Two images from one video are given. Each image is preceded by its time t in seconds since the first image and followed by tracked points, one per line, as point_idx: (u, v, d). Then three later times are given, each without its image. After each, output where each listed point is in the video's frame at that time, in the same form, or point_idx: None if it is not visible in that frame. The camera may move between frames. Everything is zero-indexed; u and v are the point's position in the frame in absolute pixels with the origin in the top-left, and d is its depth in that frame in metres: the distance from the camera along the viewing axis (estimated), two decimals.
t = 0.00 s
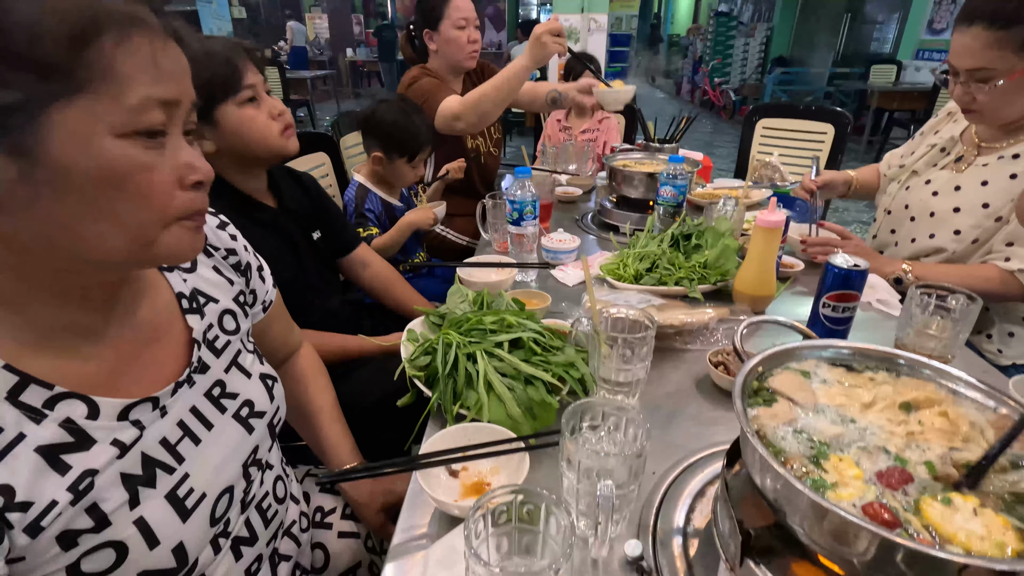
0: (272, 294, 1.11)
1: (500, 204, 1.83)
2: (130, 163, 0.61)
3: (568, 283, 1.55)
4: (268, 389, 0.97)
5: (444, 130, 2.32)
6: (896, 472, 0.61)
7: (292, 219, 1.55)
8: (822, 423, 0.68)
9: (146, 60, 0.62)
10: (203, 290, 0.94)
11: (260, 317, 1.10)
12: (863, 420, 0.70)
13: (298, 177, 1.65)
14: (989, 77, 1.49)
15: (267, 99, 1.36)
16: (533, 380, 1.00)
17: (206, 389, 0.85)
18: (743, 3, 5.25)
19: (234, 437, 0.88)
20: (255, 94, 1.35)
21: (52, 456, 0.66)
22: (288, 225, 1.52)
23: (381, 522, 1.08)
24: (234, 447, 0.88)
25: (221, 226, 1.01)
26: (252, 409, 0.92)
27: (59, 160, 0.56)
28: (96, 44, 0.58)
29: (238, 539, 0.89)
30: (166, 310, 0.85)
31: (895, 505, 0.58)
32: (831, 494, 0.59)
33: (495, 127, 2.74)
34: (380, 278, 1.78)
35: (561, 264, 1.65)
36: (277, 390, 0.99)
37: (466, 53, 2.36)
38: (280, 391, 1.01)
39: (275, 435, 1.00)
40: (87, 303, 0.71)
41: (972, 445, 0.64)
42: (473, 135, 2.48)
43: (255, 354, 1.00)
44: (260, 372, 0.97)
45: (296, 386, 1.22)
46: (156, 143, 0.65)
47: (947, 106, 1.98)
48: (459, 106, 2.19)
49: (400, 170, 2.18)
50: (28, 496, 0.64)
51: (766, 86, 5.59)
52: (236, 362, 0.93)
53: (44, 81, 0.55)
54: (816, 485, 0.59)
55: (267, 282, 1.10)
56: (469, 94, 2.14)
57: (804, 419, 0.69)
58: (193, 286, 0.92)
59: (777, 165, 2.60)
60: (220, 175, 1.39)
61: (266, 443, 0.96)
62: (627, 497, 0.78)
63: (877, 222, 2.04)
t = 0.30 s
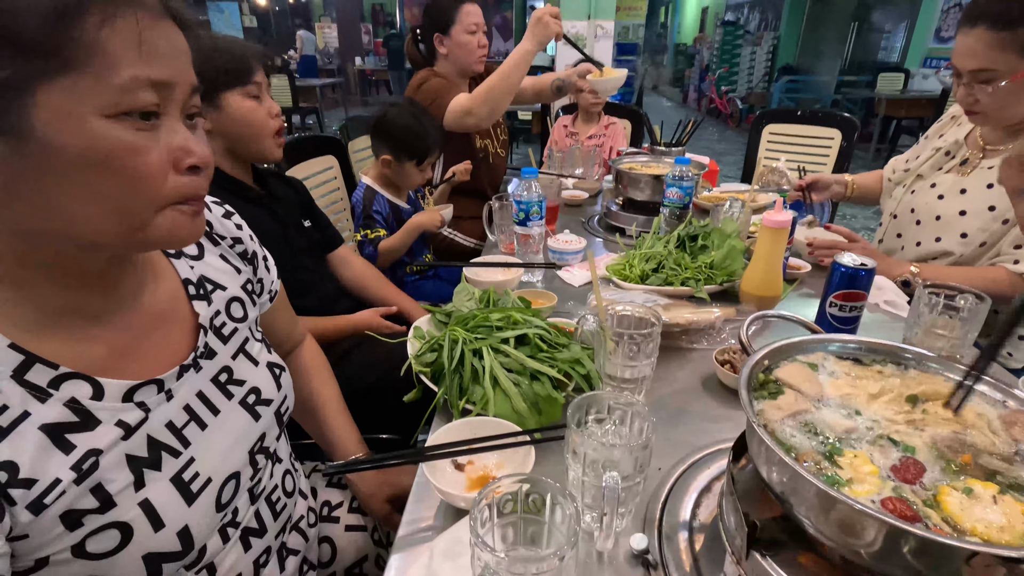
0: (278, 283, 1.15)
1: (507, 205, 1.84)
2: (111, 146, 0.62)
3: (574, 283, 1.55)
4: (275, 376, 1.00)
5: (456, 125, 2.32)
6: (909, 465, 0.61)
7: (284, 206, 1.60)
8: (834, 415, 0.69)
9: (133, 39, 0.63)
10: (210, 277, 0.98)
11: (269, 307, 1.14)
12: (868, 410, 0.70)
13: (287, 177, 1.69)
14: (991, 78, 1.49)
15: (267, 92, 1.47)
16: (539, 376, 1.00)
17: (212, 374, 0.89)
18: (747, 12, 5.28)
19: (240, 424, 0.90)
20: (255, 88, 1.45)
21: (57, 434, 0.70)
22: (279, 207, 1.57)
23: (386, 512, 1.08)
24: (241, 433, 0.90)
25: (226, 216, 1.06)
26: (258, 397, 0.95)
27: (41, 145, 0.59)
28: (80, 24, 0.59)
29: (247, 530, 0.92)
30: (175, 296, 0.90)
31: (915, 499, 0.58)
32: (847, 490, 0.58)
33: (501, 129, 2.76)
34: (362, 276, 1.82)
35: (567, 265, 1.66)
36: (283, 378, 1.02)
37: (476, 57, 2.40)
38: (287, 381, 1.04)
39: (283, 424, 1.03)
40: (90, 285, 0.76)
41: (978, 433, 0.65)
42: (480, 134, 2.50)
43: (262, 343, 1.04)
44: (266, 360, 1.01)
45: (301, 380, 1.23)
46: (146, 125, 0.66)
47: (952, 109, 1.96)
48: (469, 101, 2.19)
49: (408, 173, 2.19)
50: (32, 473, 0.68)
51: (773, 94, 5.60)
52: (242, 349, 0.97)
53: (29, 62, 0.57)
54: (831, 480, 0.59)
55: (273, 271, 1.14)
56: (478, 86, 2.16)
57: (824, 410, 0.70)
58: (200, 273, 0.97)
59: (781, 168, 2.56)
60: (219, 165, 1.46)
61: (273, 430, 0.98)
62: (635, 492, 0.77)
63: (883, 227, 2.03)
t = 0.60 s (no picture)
0: (288, 285, 1.18)
1: (516, 214, 1.86)
2: (129, 152, 0.64)
3: (583, 292, 1.56)
4: (289, 379, 1.03)
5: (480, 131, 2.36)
6: (917, 474, 0.61)
7: (301, 214, 1.63)
8: (842, 422, 0.69)
9: (152, 46, 0.65)
10: (226, 279, 1.01)
11: (282, 309, 1.16)
12: (880, 419, 0.70)
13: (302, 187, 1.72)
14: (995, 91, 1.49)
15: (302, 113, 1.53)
16: (550, 384, 1.01)
17: (228, 375, 0.91)
18: (754, 20, 5.52)
19: (254, 424, 0.92)
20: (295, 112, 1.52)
21: (78, 432, 0.72)
22: (296, 213, 1.60)
23: (390, 516, 1.13)
24: (255, 433, 0.92)
25: (238, 220, 1.09)
26: (273, 398, 0.97)
27: (62, 150, 0.61)
28: (103, 33, 0.61)
29: (263, 535, 0.94)
30: (192, 299, 0.93)
31: (922, 506, 0.58)
32: (857, 496, 0.59)
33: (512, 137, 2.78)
34: (371, 280, 1.87)
35: (576, 273, 1.67)
36: (298, 380, 1.05)
37: (492, 66, 2.52)
38: (301, 383, 1.06)
39: (297, 425, 1.05)
40: (113, 289, 0.79)
41: (990, 443, 0.65)
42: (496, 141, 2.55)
43: (278, 346, 1.06)
44: (281, 362, 1.03)
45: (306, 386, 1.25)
46: (161, 133, 0.68)
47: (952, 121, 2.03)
48: (498, 107, 2.29)
49: (416, 181, 2.22)
50: (54, 469, 0.69)
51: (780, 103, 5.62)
52: (258, 351, 0.99)
53: (51, 70, 0.59)
54: (841, 486, 0.60)
55: (282, 274, 1.18)
56: (508, 94, 2.28)
57: (832, 417, 0.70)
58: (216, 275, 1.00)
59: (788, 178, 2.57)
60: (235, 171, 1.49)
61: (288, 431, 1.00)
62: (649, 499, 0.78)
63: (888, 239, 2.04)
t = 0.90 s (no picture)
0: (293, 294, 1.17)
1: (526, 223, 1.85)
2: (188, 172, 0.70)
3: (594, 302, 1.55)
4: (294, 387, 1.02)
5: (491, 142, 2.40)
6: (951, 501, 0.60)
7: (307, 224, 1.64)
8: (872, 446, 0.67)
9: (207, 81, 0.73)
10: (229, 287, 1.01)
11: (287, 318, 1.15)
12: (909, 442, 0.69)
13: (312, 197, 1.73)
14: (1005, 104, 1.49)
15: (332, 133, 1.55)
16: (564, 399, 0.99)
17: (232, 384, 0.90)
18: (761, 26, 5.34)
19: (259, 433, 0.91)
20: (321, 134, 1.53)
21: (81, 440, 0.71)
22: (300, 225, 1.59)
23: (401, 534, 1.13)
24: (259, 442, 0.91)
25: (241, 229, 1.09)
26: (277, 407, 0.96)
27: (124, 165, 0.64)
28: (173, 67, 0.68)
29: (268, 549, 0.93)
30: (195, 306, 0.92)
31: (957, 534, 0.57)
32: (886, 523, 0.58)
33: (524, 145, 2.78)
34: (380, 290, 1.88)
35: (587, 283, 1.66)
36: (303, 389, 1.04)
37: (508, 74, 2.53)
38: (306, 391, 1.05)
39: (303, 434, 1.04)
40: (120, 296, 0.78)
41: None
42: (509, 149, 2.54)
43: (281, 354, 1.05)
44: (285, 370, 1.02)
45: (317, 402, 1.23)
46: (200, 156, 0.73)
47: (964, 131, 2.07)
48: (507, 120, 2.32)
49: (425, 191, 2.21)
50: (56, 475, 0.68)
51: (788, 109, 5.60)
52: (261, 359, 0.98)
53: (115, 96, 0.62)
54: (870, 513, 0.58)
55: (287, 283, 1.17)
56: (515, 107, 2.30)
57: (854, 444, 0.68)
58: (219, 283, 0.99)
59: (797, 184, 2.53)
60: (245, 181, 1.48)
61: (293, 440, 0.99)
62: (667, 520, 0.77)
63: (903, 250, 2.06)
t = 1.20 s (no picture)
0: (293, 299, 1.16)
1: (534, 230, 1.85)
2: (203, 169, 0.69)
3: (603, 310, 1.53)
4: (300, 390, 1.01)
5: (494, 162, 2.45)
6: (970, 522, 0.59)
7: (308, 232, 1.63)
8: (886, 462, 0.67)
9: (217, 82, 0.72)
10: (234, 293, 1.00)
11: (289, 324, 1.14)
12: (937, 468, 0.67)
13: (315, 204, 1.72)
14: (1012, 114, 1.51)
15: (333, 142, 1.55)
16: (575, 410, 0.98)
17: (241, 387, 0.89)
18: (767, 33, 5.53)
19: (269, 436, 0.90)
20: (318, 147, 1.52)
21: (104, 438, 0.70)
22: (302, 235, 1.59)
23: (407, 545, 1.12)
24: (270, 445, 0.90)
25: (242, 235, 1.09)
26: (286, 409, 0.95)
27: (151, 164, 0.64)
28: (186, 69, 0.67)
29: (279, 555, 0.91)
30: (202, 310, 0.91)
31: (981, 558, 0.56)
32: (906, 542, 0.57)
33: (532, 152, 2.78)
34: (387, 299, 1.86)
35: (596, 291, 1.64)
36: (309, 392, 1.03)
37: (519, 80, 2.52)
38: (312, 395, 1.04)
39: (310, 438, 1.03)
40: (131, 299, 0.77)
41: None
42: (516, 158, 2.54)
43: (286, 357, 1.04)
44: (292, 374, 1.01)
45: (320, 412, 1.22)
46: (215, 154, 0.72)
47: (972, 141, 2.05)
48: (512, 150, 2.35)
49: (434, 198, 2.22)
50: (85, 471, 0.67)
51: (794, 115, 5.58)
52: (268, 363, 0.97)
53: (138, 98, 0.62)
54: (889, 530, 0.57)
55: (289, 291, 1.16)
56: (522, 140, 2.32)
57: (867, 462, 0.68)
58: (224, 288, 0.98)
59: (808, 191, 2.51)
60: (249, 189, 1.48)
61: (301, 443, 0.98)
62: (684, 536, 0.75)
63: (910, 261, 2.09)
